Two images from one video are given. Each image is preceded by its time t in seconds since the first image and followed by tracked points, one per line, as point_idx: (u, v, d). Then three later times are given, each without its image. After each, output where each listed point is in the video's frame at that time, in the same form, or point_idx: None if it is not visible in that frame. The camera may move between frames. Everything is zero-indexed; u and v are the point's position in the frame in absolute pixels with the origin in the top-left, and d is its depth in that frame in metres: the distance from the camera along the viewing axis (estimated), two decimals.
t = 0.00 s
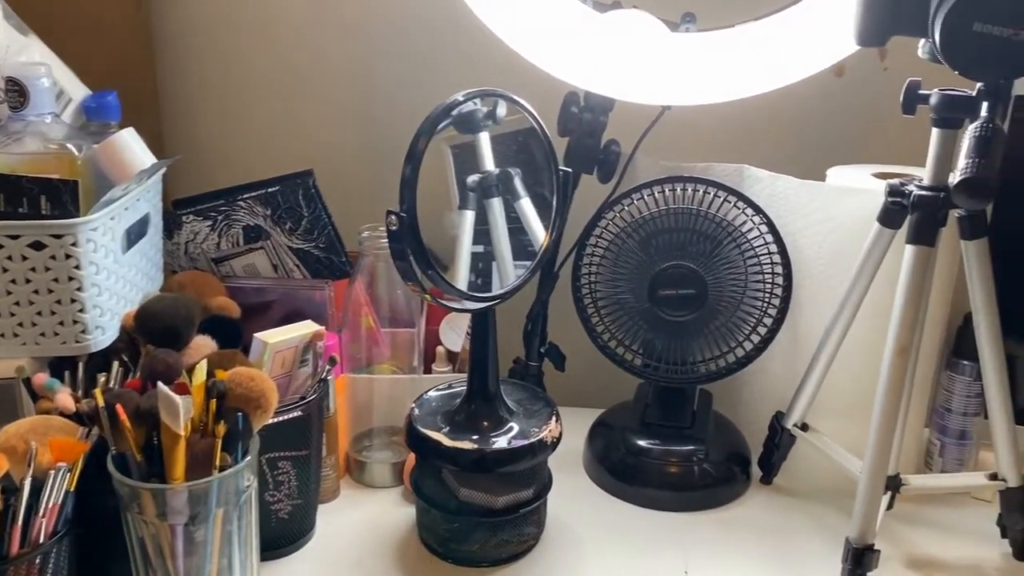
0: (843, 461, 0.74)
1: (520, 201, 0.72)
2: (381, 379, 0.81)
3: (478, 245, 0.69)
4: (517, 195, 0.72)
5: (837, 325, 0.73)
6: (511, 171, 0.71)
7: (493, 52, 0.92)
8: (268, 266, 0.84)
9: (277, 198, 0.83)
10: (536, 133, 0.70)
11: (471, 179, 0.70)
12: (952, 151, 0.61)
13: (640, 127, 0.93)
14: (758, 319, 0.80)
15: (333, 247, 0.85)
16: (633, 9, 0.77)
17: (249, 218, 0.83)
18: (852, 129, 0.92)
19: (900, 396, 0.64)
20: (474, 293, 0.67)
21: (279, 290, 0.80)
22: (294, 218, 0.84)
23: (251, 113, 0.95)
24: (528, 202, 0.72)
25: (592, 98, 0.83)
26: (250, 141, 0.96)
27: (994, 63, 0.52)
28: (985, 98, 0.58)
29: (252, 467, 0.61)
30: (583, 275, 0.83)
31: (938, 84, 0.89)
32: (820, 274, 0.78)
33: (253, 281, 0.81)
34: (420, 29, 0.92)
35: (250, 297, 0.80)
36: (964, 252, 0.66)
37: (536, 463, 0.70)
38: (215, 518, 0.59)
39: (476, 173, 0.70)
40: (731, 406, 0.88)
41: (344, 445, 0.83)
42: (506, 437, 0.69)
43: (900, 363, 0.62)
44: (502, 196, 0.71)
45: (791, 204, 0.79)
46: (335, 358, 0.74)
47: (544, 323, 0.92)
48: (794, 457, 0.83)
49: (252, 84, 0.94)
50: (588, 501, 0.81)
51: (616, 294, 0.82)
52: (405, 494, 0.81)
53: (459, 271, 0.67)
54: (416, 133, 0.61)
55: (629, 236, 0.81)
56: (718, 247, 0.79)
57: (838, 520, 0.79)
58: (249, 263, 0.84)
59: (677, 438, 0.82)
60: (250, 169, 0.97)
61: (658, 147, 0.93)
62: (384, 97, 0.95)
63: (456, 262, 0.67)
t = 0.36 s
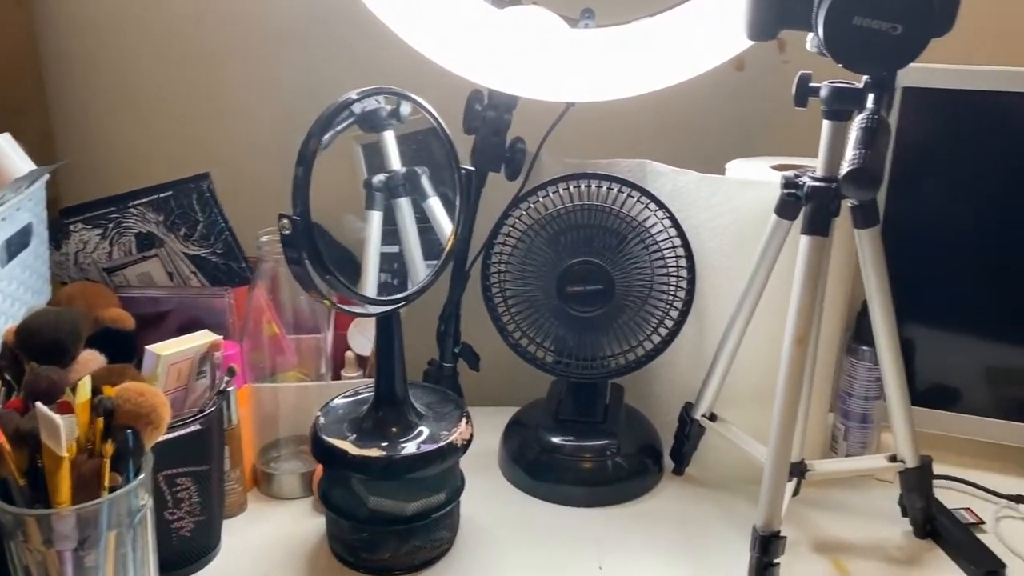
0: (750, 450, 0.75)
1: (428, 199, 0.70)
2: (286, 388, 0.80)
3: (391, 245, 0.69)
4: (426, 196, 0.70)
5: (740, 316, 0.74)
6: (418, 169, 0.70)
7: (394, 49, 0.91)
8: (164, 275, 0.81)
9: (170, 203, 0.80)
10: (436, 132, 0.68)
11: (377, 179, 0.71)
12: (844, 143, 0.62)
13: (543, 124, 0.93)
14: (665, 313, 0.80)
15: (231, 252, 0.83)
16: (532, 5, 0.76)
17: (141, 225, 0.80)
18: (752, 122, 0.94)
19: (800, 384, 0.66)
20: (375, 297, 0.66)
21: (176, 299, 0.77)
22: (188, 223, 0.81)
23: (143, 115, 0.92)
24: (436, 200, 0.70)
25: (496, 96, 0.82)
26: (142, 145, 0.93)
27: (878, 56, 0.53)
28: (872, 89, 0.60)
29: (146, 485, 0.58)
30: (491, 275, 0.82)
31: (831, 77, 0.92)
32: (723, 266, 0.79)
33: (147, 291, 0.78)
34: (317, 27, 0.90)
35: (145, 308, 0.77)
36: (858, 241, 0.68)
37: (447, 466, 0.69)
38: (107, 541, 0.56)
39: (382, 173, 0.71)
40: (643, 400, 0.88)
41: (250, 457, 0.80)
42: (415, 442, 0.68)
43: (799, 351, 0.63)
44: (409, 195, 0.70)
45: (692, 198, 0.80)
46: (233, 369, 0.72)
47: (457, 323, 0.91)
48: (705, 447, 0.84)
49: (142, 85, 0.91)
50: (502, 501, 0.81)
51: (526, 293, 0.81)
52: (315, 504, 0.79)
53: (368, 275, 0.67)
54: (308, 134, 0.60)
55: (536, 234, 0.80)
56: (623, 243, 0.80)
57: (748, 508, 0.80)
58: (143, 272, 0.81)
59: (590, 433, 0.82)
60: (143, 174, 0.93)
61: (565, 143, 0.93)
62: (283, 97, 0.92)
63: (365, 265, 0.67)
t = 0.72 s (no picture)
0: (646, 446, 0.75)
1: (319, 203, 0.68)
2: (168, 404, 0.76)
3: (282, 250, 0.67)
4: (314, 200, 0.68)
5: (631, 313, 0.74)
6: (305, 172, 0.67)
7: (276, 53, 0.89)
8: (33, 292, 0.77)
9: (36, 216, 0.77)
10: (315, 137, 0.66)
11: (261, 183, 0.68)
12: (721, 140, 0.63)
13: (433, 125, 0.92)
14: (560, 312, 0.80)
15: (104, 265, 0.80)
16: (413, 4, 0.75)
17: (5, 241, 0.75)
18: (643, 118, 0.94)
19: (688, 379, 0.66)
20: (256, 311, 0.63)
21: (45, 317, 0.73)
22: (56, 236, 0.78)
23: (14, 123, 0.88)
24: (326, 204, 0.68)
25: (381, 95, 0.80)
26: (10, 154, 0.89)
27: (746, 54, 0.53)
28: (747, 86, 0.60)
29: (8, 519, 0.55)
30: (384, 280, 0.80)
31: (715, 75, 0.93)
32: (614, 263, 0.80)
33: (14, 310, 0.73)
34: (193, 30, 0.87)
35: (13, 328, 0.72)
36: (740, 235, 0.69)
37: (338, 480, 0.67)
38: None
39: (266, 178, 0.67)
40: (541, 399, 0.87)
41: (133, 481, 0.76)
42: (303, 457, 0.66)
43: (686, 347, 0.63)
44: (298, 200, 0.68)
45: (582, 198, 0.79)
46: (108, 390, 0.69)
47: (352, 330, 0.88)
48: (604, 445, 0.84)
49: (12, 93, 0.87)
50: (401, 512, 0.79)
51: (421, 297, 0.79)
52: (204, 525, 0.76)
53: (255, 286, 0.66)
54: (171, 143, 0.57)
55: (428, 237, 0.78)
56: (517, 243, 0.79)
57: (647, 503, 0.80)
58: (10, 290, 0.75)
59: (490, 436, 0.81)
60: (13, 184, 0.90)
61: (457, 144, 0.92)
62: (163, 104, 0.89)
63: (251, 275, 0.65)
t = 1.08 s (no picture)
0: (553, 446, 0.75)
1: (212, 211, 0.66)
2: (52, 425, 0.73)
3: (177, 259, 0.65)
4: (207, 207, 0.66)
5: (534, 314, 0.74)
6: (197, 179, 0.66)
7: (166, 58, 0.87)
8: None
9: None
10: (201, 145, 0.65)
11: (151, 193, 0.66)
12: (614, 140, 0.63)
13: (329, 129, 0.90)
14: (465, 315, 0.79)
15: None
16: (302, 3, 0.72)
17: None
18: (546, 117, 0.94)
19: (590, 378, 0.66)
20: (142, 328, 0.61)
21: None
22: None
23: None
24: (220, 212, 0.66)
25: (273, 98, 0.78)
26: None
27: (630, 56, 0.53)
28: (635, 87, 0.60)
29: None
30: (280, 288, 0.77)
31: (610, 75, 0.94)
32: (516, 264, 0.79)
33: None
34: (71, 35, 0.84)
35: None
36: (636, 233, 0.70)
37: (236, 497, 0.65)
38: None
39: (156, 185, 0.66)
40: (449, 403, 0.86)
41: (18, 508, 0.73)
42: (197, 476, 0.63)
43: (586, 346, 0.63)
44: (191, 208, 0.66)
45: (482, 199, 0.79)
46: None
47: (253, 340, 0.86)
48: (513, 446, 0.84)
49: None
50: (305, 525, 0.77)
51: (320, 305, 0.78)
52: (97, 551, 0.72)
53: (146, 301, 0.64)
54: (37, 154, 0.55)
55: (325, 242, 0.76)
56: (418, 247, 0.77)
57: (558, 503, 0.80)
58: None
59: (397, 444, 0.79)
60: None
61: (358, 145, 0.91)
62: (45, 112, 0.86)
63: (144, 291, 0.64)
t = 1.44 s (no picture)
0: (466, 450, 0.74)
1: (105, 220, 0.63)
2: None
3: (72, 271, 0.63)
4: (101, 216, 0.63)
5: (442, 317, 0.73)
6: (88, 187, 0.63)
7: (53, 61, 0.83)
8: None
9: None
10: (86, 154, 0.62)
11: (40, 202, 0.65)
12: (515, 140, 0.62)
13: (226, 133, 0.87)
14: (373, 320, 0.78)
15: None
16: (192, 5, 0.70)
17: None
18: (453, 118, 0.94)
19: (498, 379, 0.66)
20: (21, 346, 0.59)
21: None
22: None
23: None
24: (113, 221, 0.63)
25: (165, 102, 0.75)
26: None
27: (523, 56, 0.53)
28: (534, 87, 0.59)
29: None
30: (178, 298, 0.75)
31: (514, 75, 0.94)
32: (424, 267, 0.78)
33: None
34: None
35: None
36: (542, 233, 0.70)
37: (133, 518, 0.62)
38: None
39: (44, 196, 0.65)
40: (361, 410, 0.85)
41: None
42: (90, 498, 0.60)
43: (493, 349, 0.63)
44: (81, 216, 0.64)
45: (386, 203, 0.78)
46: None
47: (154, 353, 0.83)
48: (426, 451, 0.83)
49: None
50: (212, 542, 0.74)
51: (220, 314, 0.75)
52: None
53: (38, 325, 0.62)
54: None
55: (224, 250, 0.74)
56: (321, 253, 0.76)
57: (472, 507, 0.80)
58: None
59: (306, 455, 0.78)
60: None
61: (260, 148, 0.89)
62: None
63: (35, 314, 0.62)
